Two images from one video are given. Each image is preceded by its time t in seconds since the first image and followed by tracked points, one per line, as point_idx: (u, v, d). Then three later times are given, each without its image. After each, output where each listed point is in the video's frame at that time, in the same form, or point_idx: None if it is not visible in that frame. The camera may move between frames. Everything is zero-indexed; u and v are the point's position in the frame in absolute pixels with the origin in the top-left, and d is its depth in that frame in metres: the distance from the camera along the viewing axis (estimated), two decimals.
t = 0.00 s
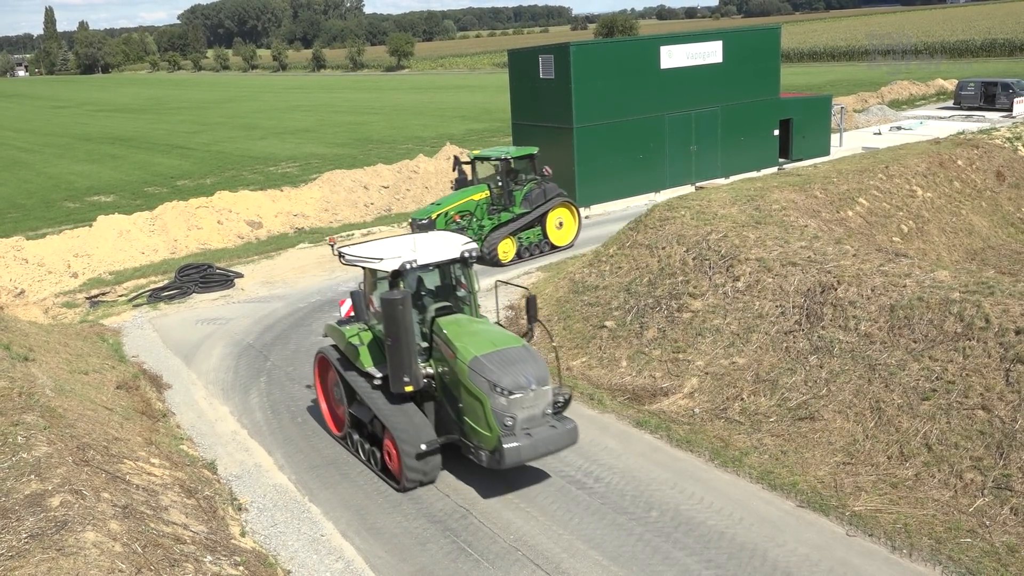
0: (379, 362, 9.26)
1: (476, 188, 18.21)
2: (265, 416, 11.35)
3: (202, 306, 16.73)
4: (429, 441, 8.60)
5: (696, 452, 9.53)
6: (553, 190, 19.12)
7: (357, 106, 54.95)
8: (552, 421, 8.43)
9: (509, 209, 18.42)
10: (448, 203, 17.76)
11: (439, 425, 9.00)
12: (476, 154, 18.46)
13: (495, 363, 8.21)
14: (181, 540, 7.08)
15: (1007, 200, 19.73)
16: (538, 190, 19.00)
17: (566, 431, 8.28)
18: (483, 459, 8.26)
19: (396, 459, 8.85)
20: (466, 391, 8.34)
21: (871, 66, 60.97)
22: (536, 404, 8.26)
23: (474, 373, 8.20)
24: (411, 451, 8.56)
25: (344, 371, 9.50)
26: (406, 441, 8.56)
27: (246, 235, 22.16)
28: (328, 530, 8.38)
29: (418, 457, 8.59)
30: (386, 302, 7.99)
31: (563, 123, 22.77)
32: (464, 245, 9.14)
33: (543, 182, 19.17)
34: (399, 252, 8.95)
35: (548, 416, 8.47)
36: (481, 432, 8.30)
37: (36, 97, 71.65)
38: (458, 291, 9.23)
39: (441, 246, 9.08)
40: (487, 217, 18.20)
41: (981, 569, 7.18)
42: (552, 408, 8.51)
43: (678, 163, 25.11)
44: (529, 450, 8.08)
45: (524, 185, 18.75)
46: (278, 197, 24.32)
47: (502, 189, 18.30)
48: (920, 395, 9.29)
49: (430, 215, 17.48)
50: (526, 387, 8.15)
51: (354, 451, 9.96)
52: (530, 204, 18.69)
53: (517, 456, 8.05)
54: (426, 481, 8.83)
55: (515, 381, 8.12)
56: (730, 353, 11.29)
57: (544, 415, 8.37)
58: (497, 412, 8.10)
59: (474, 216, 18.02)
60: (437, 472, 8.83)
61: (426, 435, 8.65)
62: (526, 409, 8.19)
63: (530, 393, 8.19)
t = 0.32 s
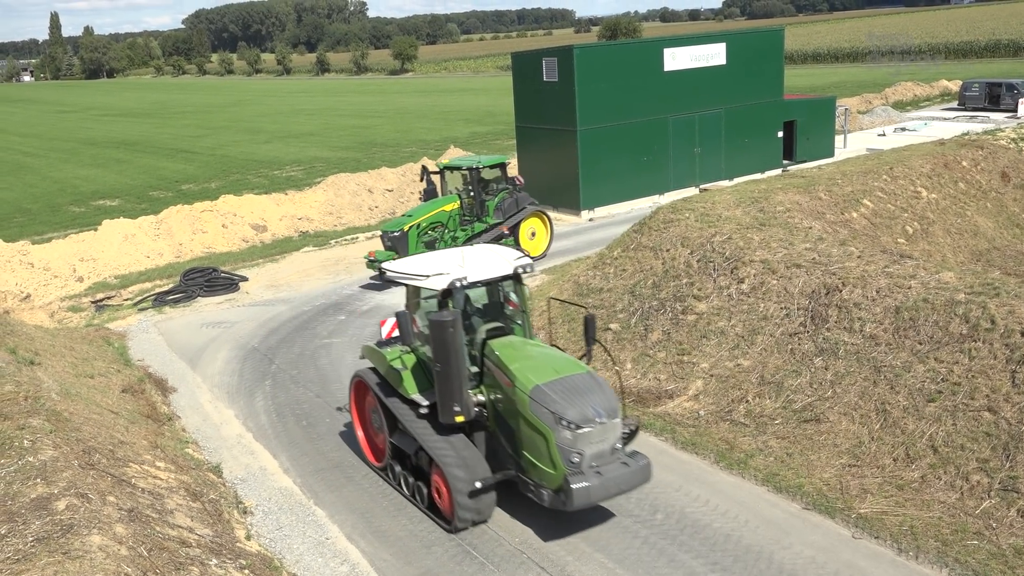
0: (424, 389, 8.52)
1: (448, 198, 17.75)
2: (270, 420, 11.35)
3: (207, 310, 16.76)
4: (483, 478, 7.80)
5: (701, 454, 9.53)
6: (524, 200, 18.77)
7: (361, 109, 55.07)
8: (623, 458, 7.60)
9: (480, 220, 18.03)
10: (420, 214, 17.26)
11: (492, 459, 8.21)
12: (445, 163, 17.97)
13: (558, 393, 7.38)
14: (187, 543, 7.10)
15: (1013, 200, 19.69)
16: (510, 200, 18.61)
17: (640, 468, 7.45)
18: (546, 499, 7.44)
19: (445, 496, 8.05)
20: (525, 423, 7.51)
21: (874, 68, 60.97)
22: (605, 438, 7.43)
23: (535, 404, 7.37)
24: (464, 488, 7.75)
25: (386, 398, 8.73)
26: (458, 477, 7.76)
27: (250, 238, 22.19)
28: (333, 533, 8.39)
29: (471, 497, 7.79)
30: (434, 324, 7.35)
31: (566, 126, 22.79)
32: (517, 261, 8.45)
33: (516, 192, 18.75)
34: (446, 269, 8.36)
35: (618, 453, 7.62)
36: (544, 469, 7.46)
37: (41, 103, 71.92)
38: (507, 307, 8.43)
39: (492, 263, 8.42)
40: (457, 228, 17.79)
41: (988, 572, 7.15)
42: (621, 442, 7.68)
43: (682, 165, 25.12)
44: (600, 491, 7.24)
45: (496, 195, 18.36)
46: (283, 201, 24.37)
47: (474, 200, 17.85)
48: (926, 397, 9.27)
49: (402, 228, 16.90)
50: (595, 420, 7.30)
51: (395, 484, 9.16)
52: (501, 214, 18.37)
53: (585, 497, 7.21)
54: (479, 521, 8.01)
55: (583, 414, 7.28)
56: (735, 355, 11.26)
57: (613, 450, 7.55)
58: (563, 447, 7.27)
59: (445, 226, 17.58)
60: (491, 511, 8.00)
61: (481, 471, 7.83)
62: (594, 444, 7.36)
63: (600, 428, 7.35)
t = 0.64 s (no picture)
0: (477, 418, 7.65)
1: (420, 207, 17.22)
2: (274, 420, 11.38)
3: (212, 310, 16.80)
4: (549, 521, 6.90)
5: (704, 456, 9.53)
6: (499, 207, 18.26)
7: (366, 110, 55.20)
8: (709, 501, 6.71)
9: (456, 229, 17.42)
10: (397, 223, 16.55)
11: (555, 497, 7.35)
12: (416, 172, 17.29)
13: (637, 428, 6.49)
14: (192, 543, 7.11)
15: (1019, 202, 19.61)
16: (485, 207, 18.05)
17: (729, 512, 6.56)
18: (621, 546, 6.59)
19: (505, 540, 7.17)
20: (599, 461, 6.64)
21: (879, 69, 60.93)
22: (691, 479, 6.53)
23: (610, 440, 6.51)
24: (528, 532, 6.86)
25: (434, 428, 7.89)
26: (521, 520, 6.88)
27: (255, 239, 22.24)
28: (338, 534, 8.39)
29: (535, 544, 6.87)
30: (492, 348, 6.56)
31: (571, 127, 22.80)
32: (580, 277, 7.62)
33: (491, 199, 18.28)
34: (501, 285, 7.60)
35: (702, 493, 6.72)
36: (621, 513, 6.58)
37: (47, 103, 72.21)
38: (564, 326, 7.56)
39: (552, 279, 7.62)
40: (433, 237, 17.19)
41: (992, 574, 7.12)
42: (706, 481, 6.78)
43: (687, 167, 25.10)
44: (685, 540, 6.37)
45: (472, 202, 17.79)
46: (287, 202, 24.41)
47: (449, 208, 17.24)
48: (931, 399, 9.23)
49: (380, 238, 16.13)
50: (679, 458, 6.39)
51: (444, 520, 8.32)
52: (478, 221, 17.78)
53: (670, 547, 6.33)
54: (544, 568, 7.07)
55: (665, 453, 6.37)
56: (740, 356, 11.24)
57: (699, 492, 6.65)
58: (642, 489, 6.40)
59: (423, 236, 16.97)
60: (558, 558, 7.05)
61: (545, 513, 6.94)
62: (679, 486, 6.47)
63: (684, 467, 6.43)
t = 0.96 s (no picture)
0: (541, 456, 6.75)
1: (398, 217, 16.40)
2: (278, 422, 11.38)
3: (216, 313, 16.83)
4: None
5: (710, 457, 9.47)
6: (474, 215, 17.74)
7: (370, 113, 55.30)
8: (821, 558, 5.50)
9: (434, 238, 16.82)
10: (379, 234, 15.79)
11: (632, 545, 6.30)
12: (391, 180, 16.52)
13: (738, 471, 5.33)
14: (196, 546, 7.11)
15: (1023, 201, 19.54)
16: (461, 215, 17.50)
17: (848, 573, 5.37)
18: None
19: None
20: (693, 512, 5.48)
21: (881, 69, 60.89)
22: (803, 534, 5.34)
23: (704, 486, 5.36)
24: None
25: (492, 465, 7.02)
26: None
27: (259, 242, 22.27)
28: (342, 536, 8.39)
29: None
30: (565, 378, 5.56)
31: (574, 129, 22.78)
32: (657, 298, 6.55)
33: (465, 206, 17.74)
34: (567, 306, 6.51)
35: (812, 550, 5.52)
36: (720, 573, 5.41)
37: (50, 107, 72.34)
38: (629, 349, 6.50)
39: (625, 300, 6.56)
40: (411, 247, 16.55)
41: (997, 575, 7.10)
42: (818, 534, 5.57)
43: (690, 168, 25.08)
44: None
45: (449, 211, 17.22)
46: (291, 205, 24.43)
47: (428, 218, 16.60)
48: (936, 398, 9.20)
49: (364, 250, 15.33)
50: (787, 509, 5.23)
51: (502, 566, 7.45)
52: (456, 230, 17.25)
53: None
54: None
55: (770, 502, 5.22)
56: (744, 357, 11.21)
57: (811, 548, 5.44)
58: (746, 545, 5.24)
59: (402, 247, 16.30)
60: None
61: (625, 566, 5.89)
62: (789, 542, 5.28)
63: (795, 519, 5.26)
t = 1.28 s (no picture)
0: (620, 501, 6.00)
1: (375, 228, 15.67)
2: (282, 424, 11.38)
3: (219, 315, 16.84)
4: None
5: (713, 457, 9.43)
6: (450, 224, 17.27)
7: (372, 113, 55.35)
8: None
9: (415, 248, 16.24)
10: (363, 244, 15.09)
11: None
12: (368, 188, 15.86)
13: (865, 527, 4.67)
14: (200, 548, 7.11)
15: None
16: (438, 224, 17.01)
17: None
18: None
19: None
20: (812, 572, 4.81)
21: (882, 69, 60.83)
22: None
23: (825, 545, 4.69)
24: None
25: (562, 508, 6.21)
26: None
27: (262, 243, 22.28)
28: (346, 538, 8.38)
29: None
30: (656, 416, 4.83)
31: (577, 129, 22.75)
32: (753, 321, 5.92)
33: (441, 215, 17.30)
34: (650, 332, 5.89)
35: None
36: None
37: (53, 109, 72.47)
38: (711, 376, 5.84)
39: (714, 323, 5.93)
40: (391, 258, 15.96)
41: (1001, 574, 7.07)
42: None
43: (693, 169, 25.06)
44: None
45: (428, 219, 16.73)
46: (293, 206, 24.45)
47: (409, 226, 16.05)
48: (939, 399, 9.18)
49: (351, 260, 14.59)
50: (926, 571, 4.54)
51: None
52: (435, 239, 16.77)
53: None
54: None
55: (905, 565, 4.54)
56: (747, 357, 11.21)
57: None
58: None
59: (384, 258, 15.66)
60: None
61: None
62: None
63: None
